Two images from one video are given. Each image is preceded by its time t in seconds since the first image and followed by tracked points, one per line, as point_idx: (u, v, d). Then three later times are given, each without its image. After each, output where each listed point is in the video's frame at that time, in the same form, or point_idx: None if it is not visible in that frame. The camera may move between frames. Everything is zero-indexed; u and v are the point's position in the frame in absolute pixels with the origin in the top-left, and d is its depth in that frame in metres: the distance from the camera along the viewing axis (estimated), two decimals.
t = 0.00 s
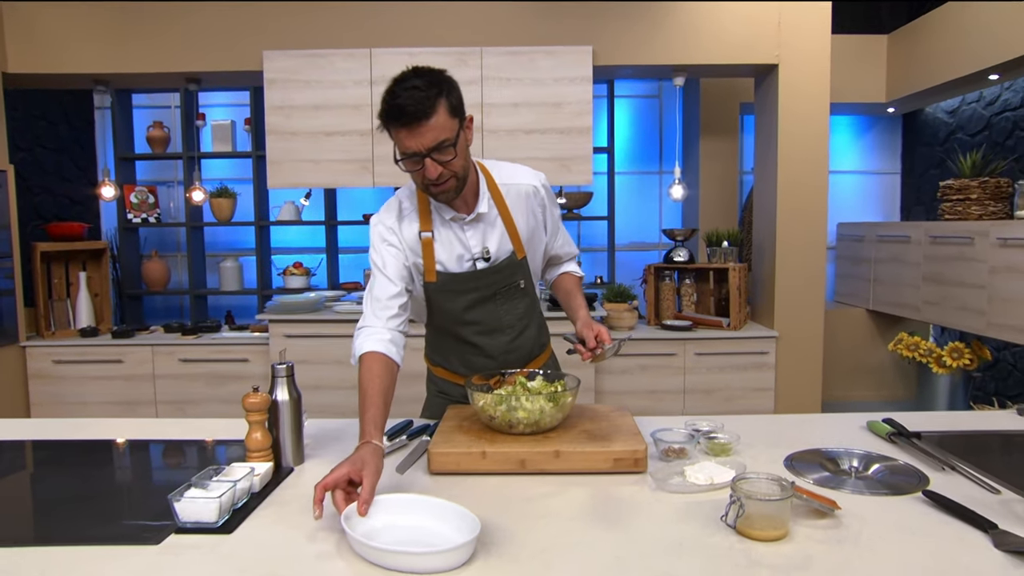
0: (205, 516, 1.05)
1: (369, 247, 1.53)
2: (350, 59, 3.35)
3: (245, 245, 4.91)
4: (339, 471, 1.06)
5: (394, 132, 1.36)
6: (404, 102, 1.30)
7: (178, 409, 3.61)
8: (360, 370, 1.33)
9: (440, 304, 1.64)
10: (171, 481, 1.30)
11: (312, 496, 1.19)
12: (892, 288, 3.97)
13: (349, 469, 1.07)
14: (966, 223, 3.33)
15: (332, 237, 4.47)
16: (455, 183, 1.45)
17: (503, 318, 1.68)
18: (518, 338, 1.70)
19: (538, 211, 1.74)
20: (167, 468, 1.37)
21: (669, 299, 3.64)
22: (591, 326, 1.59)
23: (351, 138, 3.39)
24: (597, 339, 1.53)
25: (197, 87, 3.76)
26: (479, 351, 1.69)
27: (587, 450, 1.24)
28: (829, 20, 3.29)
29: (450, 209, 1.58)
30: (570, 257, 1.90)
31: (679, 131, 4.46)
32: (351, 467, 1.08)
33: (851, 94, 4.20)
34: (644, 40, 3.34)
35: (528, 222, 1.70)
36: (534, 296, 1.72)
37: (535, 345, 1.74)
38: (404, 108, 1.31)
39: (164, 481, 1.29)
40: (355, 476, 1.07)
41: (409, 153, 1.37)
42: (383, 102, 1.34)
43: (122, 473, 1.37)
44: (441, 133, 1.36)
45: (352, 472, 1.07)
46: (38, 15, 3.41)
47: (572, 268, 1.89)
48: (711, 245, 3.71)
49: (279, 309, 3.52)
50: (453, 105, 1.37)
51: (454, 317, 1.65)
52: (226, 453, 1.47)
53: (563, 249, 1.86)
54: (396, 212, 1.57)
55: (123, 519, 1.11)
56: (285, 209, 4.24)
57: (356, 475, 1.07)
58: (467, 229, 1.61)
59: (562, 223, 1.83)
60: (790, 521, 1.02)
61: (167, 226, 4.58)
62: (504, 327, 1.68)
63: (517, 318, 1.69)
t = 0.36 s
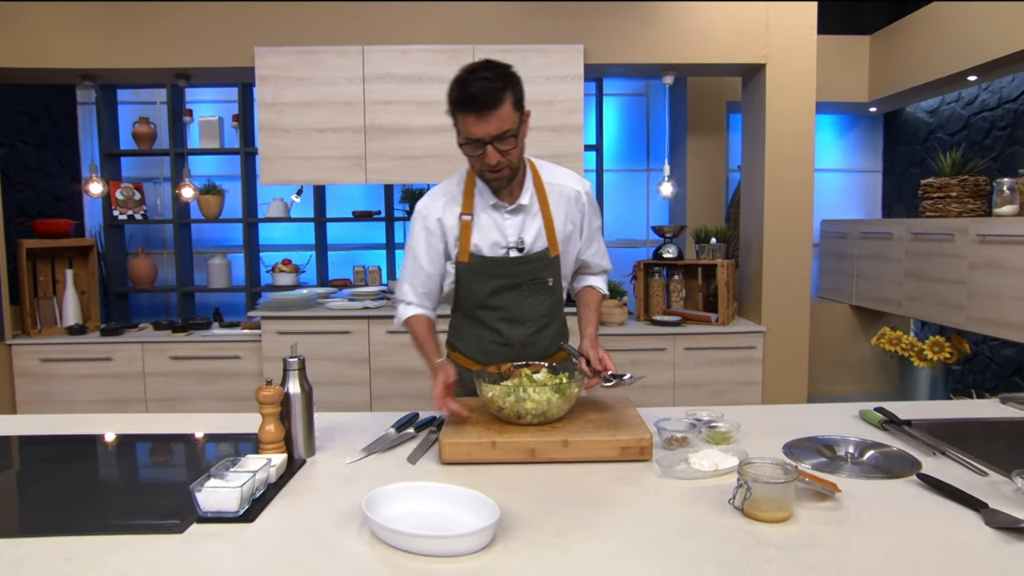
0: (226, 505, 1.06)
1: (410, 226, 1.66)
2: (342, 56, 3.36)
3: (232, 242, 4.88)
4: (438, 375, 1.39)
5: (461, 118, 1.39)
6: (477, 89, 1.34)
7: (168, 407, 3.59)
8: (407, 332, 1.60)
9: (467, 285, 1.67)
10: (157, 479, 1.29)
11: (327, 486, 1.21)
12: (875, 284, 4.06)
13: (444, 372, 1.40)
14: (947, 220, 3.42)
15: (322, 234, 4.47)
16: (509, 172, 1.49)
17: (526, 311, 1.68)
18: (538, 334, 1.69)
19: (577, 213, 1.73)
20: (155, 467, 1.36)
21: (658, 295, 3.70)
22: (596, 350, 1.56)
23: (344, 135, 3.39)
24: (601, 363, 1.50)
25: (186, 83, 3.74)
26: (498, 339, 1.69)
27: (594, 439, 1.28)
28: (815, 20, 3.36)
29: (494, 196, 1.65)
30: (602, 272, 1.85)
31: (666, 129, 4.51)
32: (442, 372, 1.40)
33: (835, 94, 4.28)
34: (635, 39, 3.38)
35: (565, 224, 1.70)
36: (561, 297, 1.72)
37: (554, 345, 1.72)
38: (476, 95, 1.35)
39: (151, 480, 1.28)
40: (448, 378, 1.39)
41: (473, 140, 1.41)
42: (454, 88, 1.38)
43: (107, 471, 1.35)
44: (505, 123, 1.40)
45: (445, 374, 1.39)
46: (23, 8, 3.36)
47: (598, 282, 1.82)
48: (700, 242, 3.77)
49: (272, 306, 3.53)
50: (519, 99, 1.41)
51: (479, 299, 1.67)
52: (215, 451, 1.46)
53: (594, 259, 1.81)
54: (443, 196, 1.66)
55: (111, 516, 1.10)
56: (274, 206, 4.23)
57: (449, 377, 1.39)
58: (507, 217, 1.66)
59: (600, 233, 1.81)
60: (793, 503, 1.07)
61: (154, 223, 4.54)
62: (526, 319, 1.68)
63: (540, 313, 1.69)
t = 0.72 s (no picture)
0: (245, 498, 1.08)
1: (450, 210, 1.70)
2: (331, 55, 3.35)
3: (217, 243, 4.83)
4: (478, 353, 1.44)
5: (509, 89, 1.45)
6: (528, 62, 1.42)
7: (156, 408, 3.55)
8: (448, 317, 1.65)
9: (496, 273, 1.69)
10: (142, 481, 1.27)
11: (340, 479, 1.23)
12: (856, 280, 4.15)
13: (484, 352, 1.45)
14: (926, 217, 3.51)
15: (309, 233, 4.46)
16: (546, 155, 1.52)
17: (551, 303, 1.69)
18: (559, 327, 1.70)
19: (609, 212, 1.73)
20: (140, 468, 1.35)
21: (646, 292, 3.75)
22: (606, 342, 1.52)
23: (334, 134, 3.39)
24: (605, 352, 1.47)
25: (172, 82, 3.70)
26: (521, 330, 1.71)
27: (600, 430, 1.31)
28: (798, 22, 3.43)
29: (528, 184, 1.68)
30: (636, 279, 1.77)
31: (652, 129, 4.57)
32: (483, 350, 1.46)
33: (816, 94, 4.36)
34: (623, 39, 3.42)
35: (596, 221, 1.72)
36: (586, 292, 1.73)
37: (574, 340, 1.73)
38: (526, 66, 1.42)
39: (134, 481, 1.27)
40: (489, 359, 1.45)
41: (516, 113, 1.46)
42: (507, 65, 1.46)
43: (90, 474, 1.33)
44: (549, 101, 1.45)
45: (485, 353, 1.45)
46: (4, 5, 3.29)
47: (631, 289, 1.72)
48: (687, 239, 3.83)
49: (262, 305, 3.50)
50: (565, 87, 1.48)
51: (506, 288, 1.69)
52: (201, 452, 1.45)
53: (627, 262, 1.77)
54: (479, 183, 1.69)
55: (94, 518, 1.09)
56: (261, 206, 4.20)
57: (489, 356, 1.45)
58: (539, 206, 1.69)
59: (636, 234, 1.77)
60: (795, 488, 1.11)
61: (137, 224, 4.48)
62: (549, 312, 1.69)
63: (564, 307, 1.70)
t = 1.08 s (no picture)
0: (256, 499, 1.08)
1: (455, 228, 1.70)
2: (318, 57, 3.34)
3: (200, 245, 4.77)
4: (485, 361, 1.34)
5: (512, 101, 1.45)
6: (530, 75, 1.42)
7: (142, 413, 3.50)
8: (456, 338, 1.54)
9: (503, 284, 1.72)
10: (123, 487, 1.26)
11: (348, 478, 1.24)
12: (838, 277, 4.24)
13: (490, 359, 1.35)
14: (905, 215, 3.59)
15: (294, 235, 4.43)
16: (551, 165, 1.52)
17: (557, 312, 1.73)
18: (564, 334, 1.74)
19: (617, 220, 1.73)
20: (122, 475, 1.34)
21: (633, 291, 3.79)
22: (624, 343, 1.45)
23: (321, 135, 3.38)
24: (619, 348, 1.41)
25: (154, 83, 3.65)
26: (528, 338, 1.74)
27: (603, 426, 1.33)
28: (780, 24, 3.49)
29: (533, 196, 1.69)
30: (646, 290, 1.66)
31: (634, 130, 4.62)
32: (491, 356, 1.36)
33: (796, 95, 4.44)
34: (608, 41, 3.45)
35: (603, 228, 1.73)
36: (592, 299, 1.76)
37: (579, 345, 1.77)
38: (529, 79, 1.42)
39: (116, 488, 1.26)
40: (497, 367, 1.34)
41: (520, 126, 1.46)
42: (509, 76, 1.46)
43: (69, 481, 1.31)
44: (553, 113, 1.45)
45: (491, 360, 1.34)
46: None
47: (641, 300, 1.63)
48: (672, 239, 3.88)
49: (249, 309, 3.50)
50: (568, 96, 1.48)
51: (513, 299, 1.72)
52: (185, 457, 1.43)
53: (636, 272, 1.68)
54: (482, 194, 1.70)
55: (73, 525, 1.08)
56: (245, 207, 4.16)
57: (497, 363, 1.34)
58: (544, 218, 1.71)
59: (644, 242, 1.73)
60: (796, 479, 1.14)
61: (118, 227, 4.42)
62: (556, 320, 1.73)
63: (570, 315, 1.73)
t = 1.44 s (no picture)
0: (268, 499, 1.08)
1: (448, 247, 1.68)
2: (306, 58, 3.33)
3: (183, 248, 4.72)
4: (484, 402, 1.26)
5: (505, 148, 1.38)
6: (523, 119, 1.33)
7: (128, 419, 3.45)
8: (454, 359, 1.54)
9: (500, 304, 1.72)
10: (105, 495, 1.25)
11: (357, 477, 1.24)
12: (821, 275, 4.32)
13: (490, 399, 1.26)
14: (887, 213, 3.67)
15: (280, 238, 4.39)
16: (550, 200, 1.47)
17: (555, 328, 1.75)
18: (563, 346, 1.76)
19: (614, 241, 1.70)
20: (106, 481, 1.33)
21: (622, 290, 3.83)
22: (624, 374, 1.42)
23: (309, 137, 3.36)
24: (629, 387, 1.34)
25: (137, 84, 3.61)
26: (527, 355, 1.77)
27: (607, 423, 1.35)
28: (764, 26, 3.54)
29: (529, 222, 1.65)
30: (638, 311, 1.66)
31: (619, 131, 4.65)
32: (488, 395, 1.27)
33: (779, 96, 4.51)
34: (595, 43, 3.49)
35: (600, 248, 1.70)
36: (586, 310, 1.79)
37: (577, 354, 1.80)
38: (522, 125, 1.33)
39: (98, 495, 1.25)
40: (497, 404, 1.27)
41: (515, 169, 1.39)
42: (500, 116, 1.36)
43: (49, 488, 1.30)
44: (550, 154, 1.38)
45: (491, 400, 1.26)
46: None
47: (632, 322, 1.63)
48: (660, 239, 3.92)
49: (238, 311, 3.47)
50: (565, 128, 1.39)
51: (512, 318, 1.73)
52: (169, 463, 1.42)
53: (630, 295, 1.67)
54: (475, 215, 1.65)
55: (56, 533, 1.06)
56: (231, 210, 4.11)
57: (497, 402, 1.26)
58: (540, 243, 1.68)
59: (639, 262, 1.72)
60: (799, 471, 1.17)
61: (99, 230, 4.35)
62: (554, 336, 1.75)
63: (568, 327, 1.75)
